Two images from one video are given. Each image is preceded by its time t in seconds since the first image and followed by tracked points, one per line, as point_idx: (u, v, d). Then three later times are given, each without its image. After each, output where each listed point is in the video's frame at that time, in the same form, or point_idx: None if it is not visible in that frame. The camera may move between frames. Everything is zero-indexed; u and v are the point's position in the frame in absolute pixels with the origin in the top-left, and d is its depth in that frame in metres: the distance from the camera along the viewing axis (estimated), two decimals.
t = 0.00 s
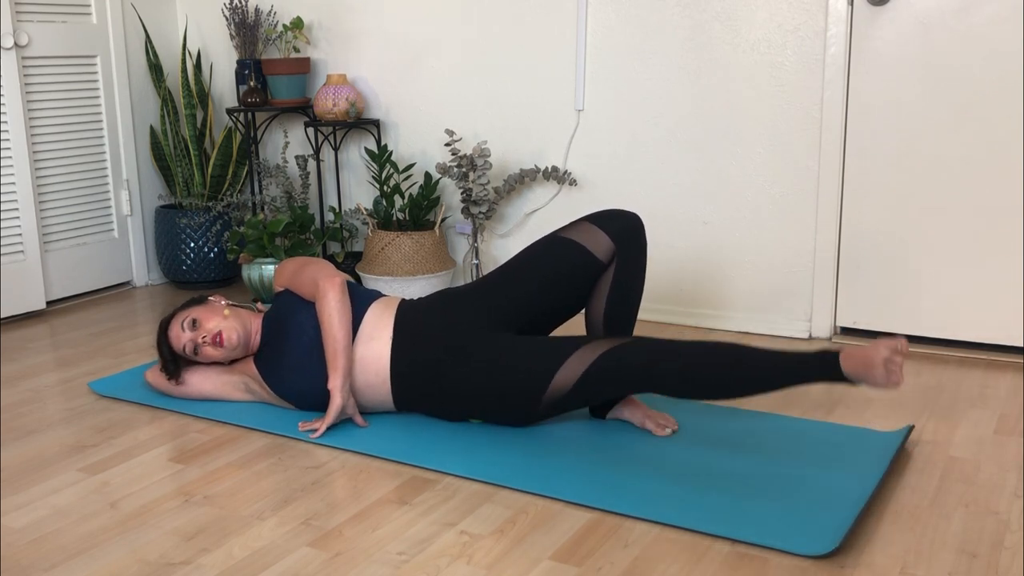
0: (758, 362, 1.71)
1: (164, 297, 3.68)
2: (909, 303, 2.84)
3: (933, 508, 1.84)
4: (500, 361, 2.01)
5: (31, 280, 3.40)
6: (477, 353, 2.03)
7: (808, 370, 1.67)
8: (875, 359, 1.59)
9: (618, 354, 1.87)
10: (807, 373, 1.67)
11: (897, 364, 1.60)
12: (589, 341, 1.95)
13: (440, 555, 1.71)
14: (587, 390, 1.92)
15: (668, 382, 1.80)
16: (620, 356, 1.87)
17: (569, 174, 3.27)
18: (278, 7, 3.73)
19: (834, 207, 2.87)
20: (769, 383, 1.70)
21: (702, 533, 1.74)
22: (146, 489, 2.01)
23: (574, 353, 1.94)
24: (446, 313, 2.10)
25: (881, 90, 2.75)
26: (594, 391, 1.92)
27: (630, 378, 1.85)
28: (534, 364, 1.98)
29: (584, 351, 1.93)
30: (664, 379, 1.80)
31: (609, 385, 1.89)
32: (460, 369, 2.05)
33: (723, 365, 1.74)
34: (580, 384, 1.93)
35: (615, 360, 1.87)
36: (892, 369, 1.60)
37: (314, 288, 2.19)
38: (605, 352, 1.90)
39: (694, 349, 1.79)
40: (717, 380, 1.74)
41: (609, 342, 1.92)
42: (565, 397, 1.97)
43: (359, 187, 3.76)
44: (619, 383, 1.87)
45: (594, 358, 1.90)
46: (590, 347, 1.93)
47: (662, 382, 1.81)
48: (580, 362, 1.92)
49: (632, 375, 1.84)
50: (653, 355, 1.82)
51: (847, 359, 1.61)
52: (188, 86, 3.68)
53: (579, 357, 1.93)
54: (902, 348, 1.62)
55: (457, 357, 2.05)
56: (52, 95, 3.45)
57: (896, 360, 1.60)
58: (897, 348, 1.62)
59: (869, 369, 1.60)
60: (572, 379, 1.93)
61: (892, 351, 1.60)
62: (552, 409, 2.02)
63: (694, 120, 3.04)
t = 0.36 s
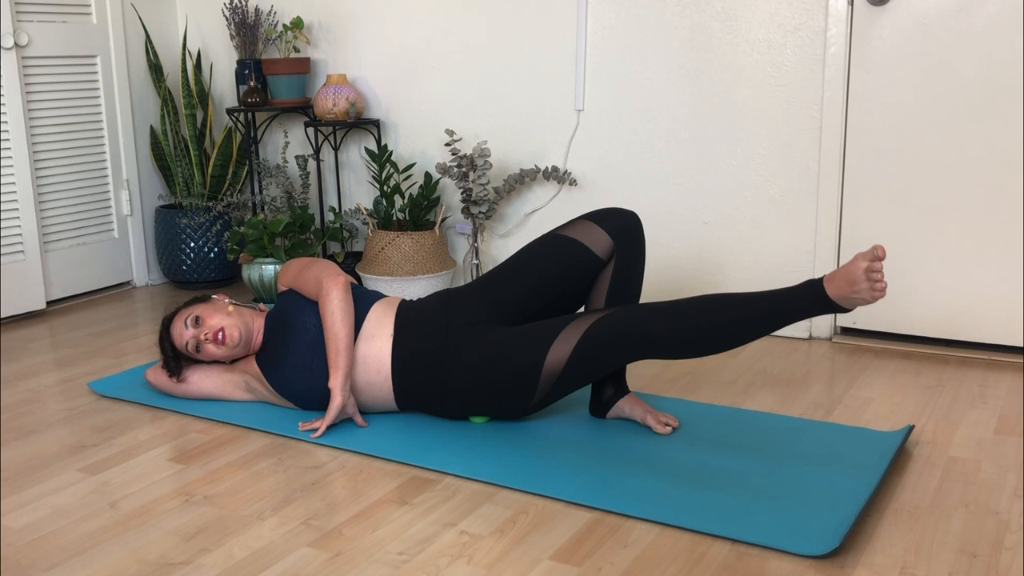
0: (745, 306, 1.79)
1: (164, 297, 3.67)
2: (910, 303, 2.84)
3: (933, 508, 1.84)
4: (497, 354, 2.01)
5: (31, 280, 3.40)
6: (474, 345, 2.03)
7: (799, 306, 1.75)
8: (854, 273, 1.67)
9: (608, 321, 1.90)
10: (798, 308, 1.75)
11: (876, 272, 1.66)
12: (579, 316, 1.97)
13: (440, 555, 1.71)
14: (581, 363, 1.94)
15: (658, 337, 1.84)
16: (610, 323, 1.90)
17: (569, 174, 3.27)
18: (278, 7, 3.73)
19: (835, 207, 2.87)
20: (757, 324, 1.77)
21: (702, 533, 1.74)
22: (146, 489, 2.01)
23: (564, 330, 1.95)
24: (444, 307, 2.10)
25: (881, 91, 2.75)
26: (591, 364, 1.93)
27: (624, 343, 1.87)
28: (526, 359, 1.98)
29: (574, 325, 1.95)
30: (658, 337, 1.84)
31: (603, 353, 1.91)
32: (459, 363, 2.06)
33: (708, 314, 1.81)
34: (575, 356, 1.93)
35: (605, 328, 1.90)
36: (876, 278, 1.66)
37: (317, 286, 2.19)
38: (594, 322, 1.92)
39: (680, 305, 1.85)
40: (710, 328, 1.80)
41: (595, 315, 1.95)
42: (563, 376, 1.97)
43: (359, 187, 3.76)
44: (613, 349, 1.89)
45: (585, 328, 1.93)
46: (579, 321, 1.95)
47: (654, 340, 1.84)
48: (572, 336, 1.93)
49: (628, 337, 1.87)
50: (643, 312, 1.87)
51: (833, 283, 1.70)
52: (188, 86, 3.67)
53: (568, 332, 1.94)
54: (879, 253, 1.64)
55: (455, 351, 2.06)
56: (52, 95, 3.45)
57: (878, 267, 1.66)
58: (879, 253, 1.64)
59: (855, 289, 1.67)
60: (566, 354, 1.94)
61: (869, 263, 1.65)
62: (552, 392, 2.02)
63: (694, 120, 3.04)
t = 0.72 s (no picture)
0: (753, 324, 1.77)
1: (163, 297, 3.67)
2: (910, 303, 2.84)
3: (933, 508, 1.84)
4: (497, 354, 2.01)
5: (31, 280, 3.40)
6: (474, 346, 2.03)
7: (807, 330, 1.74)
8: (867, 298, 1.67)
9: (611, 329, 1.90)
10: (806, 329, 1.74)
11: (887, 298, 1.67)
12: (582, 323, 1.97)
13: (440, 555, 1.71)
14: (582, 369, 1.93)
15: (661, 347, 1.83)
16: (614, 330, 1.89)
17: (569, 174, 3.27)
18: (278, 7, 3.73)
19: (834, 207, 2.87)
20: (763, 341, 1.76)
21: (702, 533, 1.74)
22: (146, 489, 2.01)
23: (567, 334, 1.95)
24: (444, 308, 2.11)
25: (881, 90, 2.75)
26: (592, 370, 1.93)
27: (626, 351, 1.87)
28: (525, 356, 1.98)
29: (577, 331, 1.94)
30: (660, 347, 1.83)
31: (605, 360, 1.90)
32: (459, 364, 2.06)
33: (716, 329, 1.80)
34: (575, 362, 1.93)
35: (608, 335, 1.90)
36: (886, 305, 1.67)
37: (321, 284, 2.19)
38: (597, 329, 1.92)
39: (687, 318, 1.84)
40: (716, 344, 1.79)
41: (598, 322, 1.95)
42: (563, 380, 1.97)
43: (359, 187, 3.76)
44: (615, 357, 1.89)
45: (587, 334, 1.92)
46: (582, 327, 1.95)
47: (656, 350, 1.84)
48: (574, 342, 1.93)
49: (631, 347, 1.86)
50: (647, 323, 1.86)
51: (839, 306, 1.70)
52: (188, 86, 3.67)
53: (573, 338, 1.94)
54: (889, 279, 1.66)
55: (455, 352, 2.05)
56: (52, 95, 3.45)
57: (887, 295, 1.67)
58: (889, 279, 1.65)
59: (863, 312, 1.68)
60: (568, 359, 1.94)
61: (879, 289, 1.66)
62: (552, 396, 2.02)
63: (693, 121, 3.04)
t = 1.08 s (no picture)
0: (761, 343, 1.75)
1: (163, 297, 3.67)
2: (910, 303, 2.84)
3: (933, 508, 1.84)
4: (496, 357, 2.01)
5: (31, 280, 3.40)
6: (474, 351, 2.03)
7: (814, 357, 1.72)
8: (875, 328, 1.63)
9: (615, 340, 1.90)
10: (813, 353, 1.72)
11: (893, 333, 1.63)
12: (584, 331, 1.96)
13: (440, 555, 1.71)
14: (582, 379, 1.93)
15: (663, 363, 1.82)
16: (617, 342, 1.89)
17: (569, 174, 3.27)
18: (278, 7, 3.73)
19: (834, 207, 2.87)
20: (769, 363, 1.74)
21: (702, 533, 1.74)
22: (146, 489, 2.01)
23: (570, 342, 1.94)
24: (443, 312, 2.11)
25: (881, 90, 2.75)
26: (592, 381, 1.93)
27: (628, 363, 1.86)
28: (525, 362, 1.98)
29: (580, 340, 1.94)
30: (664, 361, 1.82)
31: (605, 371, 1.90)
32: (459, 367, 2.05)
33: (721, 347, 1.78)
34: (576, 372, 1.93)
35: (610, 347, 1.89)
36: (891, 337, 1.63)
37: (322, 284, 2.20)
38: (601, 338, 1.92)
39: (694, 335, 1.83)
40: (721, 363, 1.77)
41: (602, 332, 1.94)
42: (563, 388, 1.96)
43: (359, 187, 3.76)
44: (616, 368, 1.89)
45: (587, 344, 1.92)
46: (584, 335, 1.94)
47: (659, 365, 1.83)
48: (576, 350, 1.93)
49: (634, 361, 1.86)
50: (652, 338, 1.85)
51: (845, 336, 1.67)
52: (188, 86, 3.67)
53: (574, 346, 1.94)
54: (897, 314, 1.63)
55: (455, 356, 2.05)
56: (52, 95, 3.45)
57: (895, 327, 1.63)
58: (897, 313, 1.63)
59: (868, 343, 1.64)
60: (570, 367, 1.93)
61: (887, 321, 1.62)
62: (551, 403, 2.02)
63: (693, 121, 3.04)
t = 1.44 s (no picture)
0: (761, 374, 1.69)
1: (163, 297, 3.67)
2: (910, 303, 2.84)
3: (933, 508, 1.84)
4: (495, 363, 2.00)
5: (31, 280, 3.40)
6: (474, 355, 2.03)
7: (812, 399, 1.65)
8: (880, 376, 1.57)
9: (615, 355, 1.87)
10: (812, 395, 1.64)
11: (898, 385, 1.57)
12: (586, 343, 1.95)
13: (440, 555, 1.71)
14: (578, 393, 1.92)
15: (659, 388, 1.79)
16: (615, 357, 1.87)
17: (569, 174, 3.27)
18: (278, 7, 3.73)
19: (835, 207, 2.87)
20: (763, 402, 1.69)
21: (702, 533, 1.74)
22: (146, 489, 2.01)
23: (569, 352, 1.93)
24: (443, 315, 2.11)
25: (881, 90, 2.75)
26: (587, 395, 1.91)
27: (624, 381, 1.84)
28: (524, 370, 1.97)
29: (580, 351, 1.92)
30: (658, 384, 1.79)
31: (600, 386, 1.88)
32: (458, 371, 2.05)
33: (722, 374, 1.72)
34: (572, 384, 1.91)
35: (608, 362, 1.87)
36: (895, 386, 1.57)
37: (327, 280, 2.23)
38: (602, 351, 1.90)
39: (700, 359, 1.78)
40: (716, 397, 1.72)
41: (603, 346, 1.93)
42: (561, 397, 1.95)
43: (359, 187, 3.76)
44: (611, 386, 1.86)
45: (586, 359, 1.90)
46: (584, 348, 1.93)
47: (654, 388, 1.80)
48: (574, 362, 1.91)
49: (631, 382, 1.83)
50: (654, 358, 1.82)
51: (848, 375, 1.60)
52: (188, 86, 3.67)
53: (574, 356, 1.92)
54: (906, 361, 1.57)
55: (455, 360, 2.05)
56: (52, 95, 3.45)
57: (901, 372, 1.57)
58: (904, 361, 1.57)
59: (872, 388, 1.57)
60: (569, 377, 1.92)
61: (893, 365, 1.56)
62: (547, 410, 2.01)
63: (693, 121, 3.04)
